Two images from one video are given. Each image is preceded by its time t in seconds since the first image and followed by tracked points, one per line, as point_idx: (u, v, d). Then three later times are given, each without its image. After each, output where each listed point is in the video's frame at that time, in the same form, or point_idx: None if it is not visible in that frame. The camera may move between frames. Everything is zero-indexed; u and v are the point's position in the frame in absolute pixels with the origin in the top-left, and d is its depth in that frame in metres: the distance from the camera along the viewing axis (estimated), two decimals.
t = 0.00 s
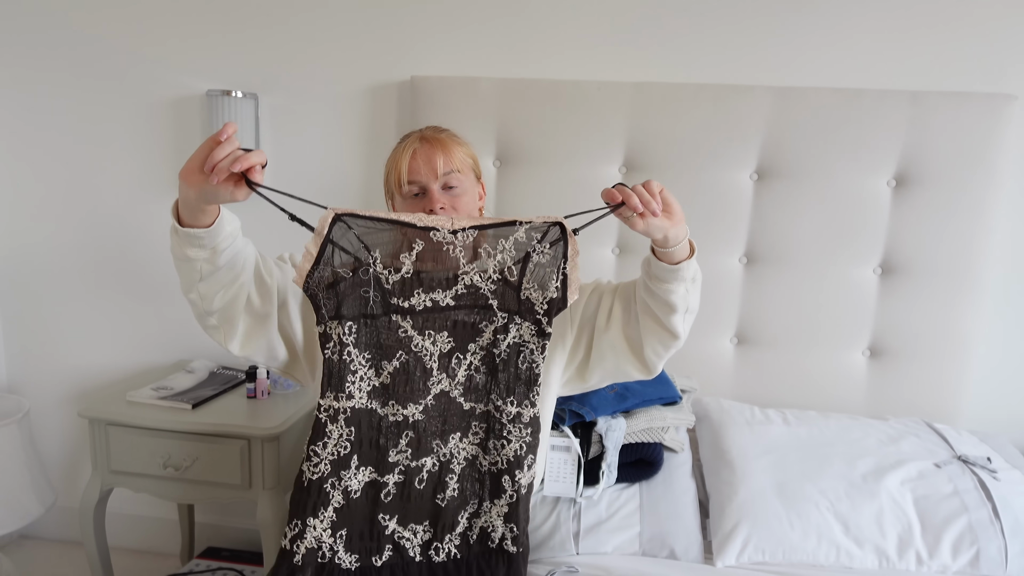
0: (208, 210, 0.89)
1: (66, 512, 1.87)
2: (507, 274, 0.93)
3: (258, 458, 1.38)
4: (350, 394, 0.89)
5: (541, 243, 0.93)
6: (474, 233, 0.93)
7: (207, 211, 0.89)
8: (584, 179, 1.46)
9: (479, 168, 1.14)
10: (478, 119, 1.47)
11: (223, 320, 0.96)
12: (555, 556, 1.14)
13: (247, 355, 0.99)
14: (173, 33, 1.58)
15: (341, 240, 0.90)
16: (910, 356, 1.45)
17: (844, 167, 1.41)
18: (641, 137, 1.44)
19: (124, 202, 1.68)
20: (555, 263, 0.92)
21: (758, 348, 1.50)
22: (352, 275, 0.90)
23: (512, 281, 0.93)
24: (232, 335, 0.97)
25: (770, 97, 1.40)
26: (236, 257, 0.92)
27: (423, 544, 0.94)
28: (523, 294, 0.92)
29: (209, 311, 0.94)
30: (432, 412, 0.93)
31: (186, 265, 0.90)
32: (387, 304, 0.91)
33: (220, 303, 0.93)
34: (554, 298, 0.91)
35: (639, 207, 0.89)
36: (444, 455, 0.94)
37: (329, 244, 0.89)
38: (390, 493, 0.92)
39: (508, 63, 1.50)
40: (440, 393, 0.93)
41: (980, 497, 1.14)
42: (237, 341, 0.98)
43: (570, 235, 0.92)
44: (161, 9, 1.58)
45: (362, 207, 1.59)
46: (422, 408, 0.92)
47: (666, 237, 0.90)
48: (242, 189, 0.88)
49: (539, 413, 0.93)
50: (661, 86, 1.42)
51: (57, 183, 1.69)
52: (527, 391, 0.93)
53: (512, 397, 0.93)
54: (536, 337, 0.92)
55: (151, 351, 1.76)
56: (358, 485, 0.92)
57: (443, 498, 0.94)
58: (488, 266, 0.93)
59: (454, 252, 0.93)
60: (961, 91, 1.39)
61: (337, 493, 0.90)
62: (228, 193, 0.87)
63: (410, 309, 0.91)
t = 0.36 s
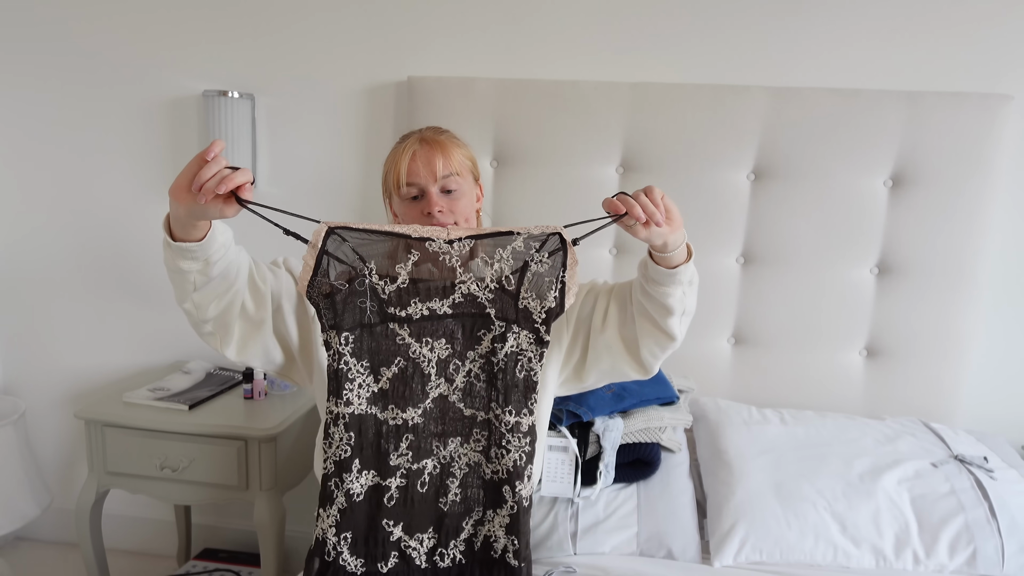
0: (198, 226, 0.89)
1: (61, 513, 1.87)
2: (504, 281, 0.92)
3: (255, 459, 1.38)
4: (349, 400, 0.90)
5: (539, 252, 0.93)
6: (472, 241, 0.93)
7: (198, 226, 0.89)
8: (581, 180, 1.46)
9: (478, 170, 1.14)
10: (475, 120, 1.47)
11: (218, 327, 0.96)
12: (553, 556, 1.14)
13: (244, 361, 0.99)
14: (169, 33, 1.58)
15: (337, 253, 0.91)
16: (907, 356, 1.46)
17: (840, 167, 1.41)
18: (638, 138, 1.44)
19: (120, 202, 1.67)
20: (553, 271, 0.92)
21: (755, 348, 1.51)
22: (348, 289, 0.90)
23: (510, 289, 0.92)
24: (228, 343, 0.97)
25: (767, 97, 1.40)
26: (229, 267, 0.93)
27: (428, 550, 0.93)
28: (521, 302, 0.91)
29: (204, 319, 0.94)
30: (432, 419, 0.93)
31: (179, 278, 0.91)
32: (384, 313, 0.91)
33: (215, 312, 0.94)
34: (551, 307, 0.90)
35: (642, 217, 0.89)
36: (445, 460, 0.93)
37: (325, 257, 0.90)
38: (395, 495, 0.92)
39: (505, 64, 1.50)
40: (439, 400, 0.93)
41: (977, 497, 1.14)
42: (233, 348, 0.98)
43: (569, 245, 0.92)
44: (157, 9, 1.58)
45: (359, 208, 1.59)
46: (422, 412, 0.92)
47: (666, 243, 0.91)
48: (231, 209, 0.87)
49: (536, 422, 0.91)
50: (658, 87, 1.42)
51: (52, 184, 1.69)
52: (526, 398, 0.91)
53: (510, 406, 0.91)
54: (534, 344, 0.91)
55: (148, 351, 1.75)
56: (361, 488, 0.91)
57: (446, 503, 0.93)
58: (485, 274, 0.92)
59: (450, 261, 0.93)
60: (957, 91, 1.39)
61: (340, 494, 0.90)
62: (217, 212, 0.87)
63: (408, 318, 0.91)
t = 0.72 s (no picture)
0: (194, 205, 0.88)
1: (58, 512, 1.86)
2: (516, 246, 0.90)
3: (253, 458, 1.38)
4: (348, 367, 0.89)
5: (557, 216, 0.89)
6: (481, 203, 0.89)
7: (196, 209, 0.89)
8: (580, 180, 1.46)
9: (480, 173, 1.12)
10: (474, 120, 1.46)
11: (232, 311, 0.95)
12: (551, 556, 1.14)
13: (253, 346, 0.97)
14: (168, 31, 1.58)
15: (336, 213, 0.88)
16: (905, 357, 1.46)
17: (839, 168, 1.41)
18: (637, 139, 1.44)
19: (118, 201, 1.67)
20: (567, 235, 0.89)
21: (753, 349, 1.51)
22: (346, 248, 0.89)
23: (522, 254, 0.89)
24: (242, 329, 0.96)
25: (766, 98, 1.40)
26: (245, 249, 0.93)
27: (434, 530, 0.93)
28: (532, 268, 0.89)
29: (218, 302, 0.93)
30: (435, 387, 0.92)
31: (194, 261, 0.91)
32: (383, 275, 0.90)
33: (229, 295, 0.93)
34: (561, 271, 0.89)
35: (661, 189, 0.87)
36: (451, 430, 0.93)
37: (321, 213, 0.87)
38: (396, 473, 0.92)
39: (504, 64, 1.50)
40: (443, 365, 0.93)
41: (974, 499, 1.14)
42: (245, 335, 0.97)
43: (592, 215, 0.88)
44: (157, 8, 1.57)
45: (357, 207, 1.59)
46: (424, 379, 0.92)
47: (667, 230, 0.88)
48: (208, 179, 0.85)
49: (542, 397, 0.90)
50: (657, 88, 1.42)
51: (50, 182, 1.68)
52: (533, 370, 0.90)
53: (517, 377, 0.89)
54: (544, 312, 0.90)
55: (145, 350, 1.75)
56: (362, 461, 0.91)
57: (451, 478, 0.94)
58: (495, 237, 0.90)
59: (455, 221, 0.90)
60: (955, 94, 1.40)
61: (339, 467, 0.90)
62: (198, 186, 0.86)
63: (410, 278, 0.90)
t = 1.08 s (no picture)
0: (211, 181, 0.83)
1: (53, 508, 1.86)
2: (511, 258, 0.87)
3: (249, 454, 1.37)
4: (322, 394, 0.85)
5: (553, 219, 0.87)
6: (474, 213, 0.87)
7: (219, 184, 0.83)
8: (580, 178, 1.46)
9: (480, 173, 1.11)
10: (474, 117, 1.46)
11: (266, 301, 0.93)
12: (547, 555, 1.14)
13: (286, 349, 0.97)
14: (167, 25, 1.57)
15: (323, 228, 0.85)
16: (903, 358, 1.46)
17: (838, 169, 1.41)
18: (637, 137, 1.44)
19: (116, 196, 1.66)
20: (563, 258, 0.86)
21: (751, 348, 1.51)
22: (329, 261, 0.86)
23: (520, 267, 0.87)
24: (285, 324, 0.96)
25: (766, 98, 1.40)
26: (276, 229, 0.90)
27: None
28: (532, 284, 0.86)
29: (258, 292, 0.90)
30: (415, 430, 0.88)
31: (233, 250, 0.86)
32: (365, 290, 0.87)
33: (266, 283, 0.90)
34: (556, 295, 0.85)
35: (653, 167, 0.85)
36: (436, 492, 0.89)
37: (305, 229, 0.84)
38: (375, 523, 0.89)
39: (504, 61, 1.50)
40: (425, 408, 0.88)
41: (970, 499, 1.14)
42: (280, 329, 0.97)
43: (586, 206, 0.86)
44: (156, 2, 1.57)
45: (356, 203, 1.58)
46: (401, 425, 0.88)
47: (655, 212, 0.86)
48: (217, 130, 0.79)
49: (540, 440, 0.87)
50: (657, 86, 1.42)
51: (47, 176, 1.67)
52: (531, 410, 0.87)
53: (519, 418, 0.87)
54: (548, 337, 0.86)
55: (142, 346, 1.74)
56: (336, 517, 0.88)
57: (431, 553, 0.88)
58: (487, 253, 0.87)
59: (446, 230, 0.87)
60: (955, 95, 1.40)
61: (313, 520, 0.87)
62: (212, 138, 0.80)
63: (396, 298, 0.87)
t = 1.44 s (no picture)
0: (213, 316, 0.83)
1: (44, 506, 1.85)
2: (438, 369, 0.87)
3: (241, 452, 1.37)
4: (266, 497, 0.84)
5: (471, 338, 0.87)
6: (404, 338, 0.86)
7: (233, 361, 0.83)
8: (571, 173, 1.46)
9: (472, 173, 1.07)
10: (465, 112, 1.46)
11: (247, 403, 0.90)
12: (540, 549, 1.14)
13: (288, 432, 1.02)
14: (156, 20, 1.56)
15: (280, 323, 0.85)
16: (894, 352, 1.46)
17: (830, 163, 1.41)
18: (629, 133, 1.44)
19: (106, 193, 1.65)
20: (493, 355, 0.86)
21: (742, 343, 1.51)
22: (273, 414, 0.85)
23: (446, 376, 0.87)
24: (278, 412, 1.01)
25: (757, 92, 1.40)
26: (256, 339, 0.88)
27: None
28: (458, 383, 0.86)
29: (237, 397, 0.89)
30: (359, 526, 0.86)
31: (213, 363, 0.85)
32: (309, 401, 0.86)
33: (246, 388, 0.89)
34: (485, 391, 0.86)
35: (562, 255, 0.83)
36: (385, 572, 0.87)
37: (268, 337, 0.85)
38: None
39: (495, 56, 1.49)
40: (368, 508, 0.86)
41: (960, 492, 1.15)
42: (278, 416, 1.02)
43: (498, 330, 0.86)
44: None
45: (348, 199, 1.58)
46: (350, 518, 0.86)
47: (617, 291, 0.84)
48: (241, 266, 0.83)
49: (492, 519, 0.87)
50: (649, 81, 1.42)
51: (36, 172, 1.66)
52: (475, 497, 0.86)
53: (462, 509, 0.86)
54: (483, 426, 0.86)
55: (133, 343, 1.73)
56: None
57: None
58: (419, 359, 0.86)
59: (377, 352, 0.86)
60: (947, 89, 1.40)
61: None
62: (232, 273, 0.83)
63: (335, 404, 0.85)
